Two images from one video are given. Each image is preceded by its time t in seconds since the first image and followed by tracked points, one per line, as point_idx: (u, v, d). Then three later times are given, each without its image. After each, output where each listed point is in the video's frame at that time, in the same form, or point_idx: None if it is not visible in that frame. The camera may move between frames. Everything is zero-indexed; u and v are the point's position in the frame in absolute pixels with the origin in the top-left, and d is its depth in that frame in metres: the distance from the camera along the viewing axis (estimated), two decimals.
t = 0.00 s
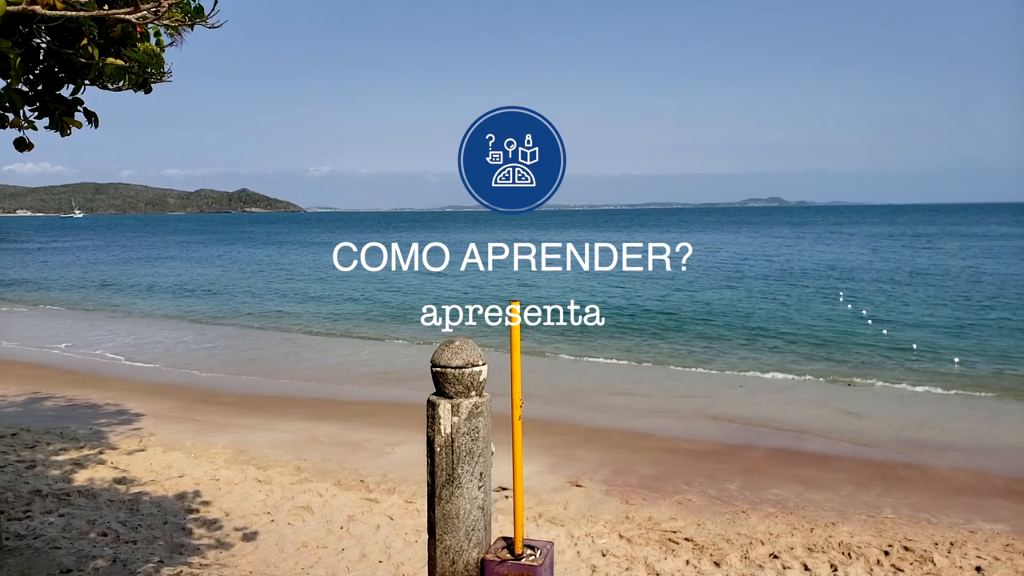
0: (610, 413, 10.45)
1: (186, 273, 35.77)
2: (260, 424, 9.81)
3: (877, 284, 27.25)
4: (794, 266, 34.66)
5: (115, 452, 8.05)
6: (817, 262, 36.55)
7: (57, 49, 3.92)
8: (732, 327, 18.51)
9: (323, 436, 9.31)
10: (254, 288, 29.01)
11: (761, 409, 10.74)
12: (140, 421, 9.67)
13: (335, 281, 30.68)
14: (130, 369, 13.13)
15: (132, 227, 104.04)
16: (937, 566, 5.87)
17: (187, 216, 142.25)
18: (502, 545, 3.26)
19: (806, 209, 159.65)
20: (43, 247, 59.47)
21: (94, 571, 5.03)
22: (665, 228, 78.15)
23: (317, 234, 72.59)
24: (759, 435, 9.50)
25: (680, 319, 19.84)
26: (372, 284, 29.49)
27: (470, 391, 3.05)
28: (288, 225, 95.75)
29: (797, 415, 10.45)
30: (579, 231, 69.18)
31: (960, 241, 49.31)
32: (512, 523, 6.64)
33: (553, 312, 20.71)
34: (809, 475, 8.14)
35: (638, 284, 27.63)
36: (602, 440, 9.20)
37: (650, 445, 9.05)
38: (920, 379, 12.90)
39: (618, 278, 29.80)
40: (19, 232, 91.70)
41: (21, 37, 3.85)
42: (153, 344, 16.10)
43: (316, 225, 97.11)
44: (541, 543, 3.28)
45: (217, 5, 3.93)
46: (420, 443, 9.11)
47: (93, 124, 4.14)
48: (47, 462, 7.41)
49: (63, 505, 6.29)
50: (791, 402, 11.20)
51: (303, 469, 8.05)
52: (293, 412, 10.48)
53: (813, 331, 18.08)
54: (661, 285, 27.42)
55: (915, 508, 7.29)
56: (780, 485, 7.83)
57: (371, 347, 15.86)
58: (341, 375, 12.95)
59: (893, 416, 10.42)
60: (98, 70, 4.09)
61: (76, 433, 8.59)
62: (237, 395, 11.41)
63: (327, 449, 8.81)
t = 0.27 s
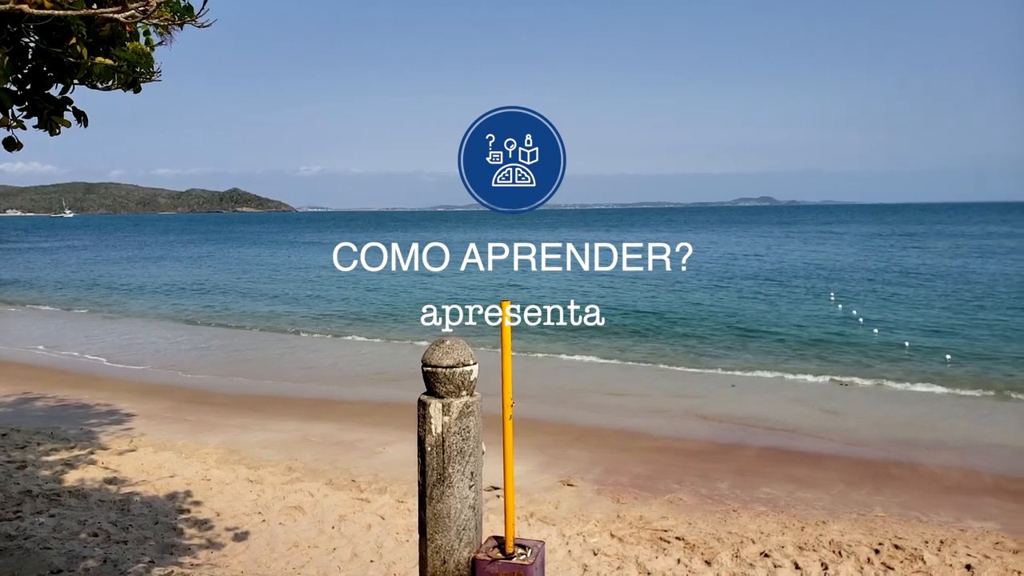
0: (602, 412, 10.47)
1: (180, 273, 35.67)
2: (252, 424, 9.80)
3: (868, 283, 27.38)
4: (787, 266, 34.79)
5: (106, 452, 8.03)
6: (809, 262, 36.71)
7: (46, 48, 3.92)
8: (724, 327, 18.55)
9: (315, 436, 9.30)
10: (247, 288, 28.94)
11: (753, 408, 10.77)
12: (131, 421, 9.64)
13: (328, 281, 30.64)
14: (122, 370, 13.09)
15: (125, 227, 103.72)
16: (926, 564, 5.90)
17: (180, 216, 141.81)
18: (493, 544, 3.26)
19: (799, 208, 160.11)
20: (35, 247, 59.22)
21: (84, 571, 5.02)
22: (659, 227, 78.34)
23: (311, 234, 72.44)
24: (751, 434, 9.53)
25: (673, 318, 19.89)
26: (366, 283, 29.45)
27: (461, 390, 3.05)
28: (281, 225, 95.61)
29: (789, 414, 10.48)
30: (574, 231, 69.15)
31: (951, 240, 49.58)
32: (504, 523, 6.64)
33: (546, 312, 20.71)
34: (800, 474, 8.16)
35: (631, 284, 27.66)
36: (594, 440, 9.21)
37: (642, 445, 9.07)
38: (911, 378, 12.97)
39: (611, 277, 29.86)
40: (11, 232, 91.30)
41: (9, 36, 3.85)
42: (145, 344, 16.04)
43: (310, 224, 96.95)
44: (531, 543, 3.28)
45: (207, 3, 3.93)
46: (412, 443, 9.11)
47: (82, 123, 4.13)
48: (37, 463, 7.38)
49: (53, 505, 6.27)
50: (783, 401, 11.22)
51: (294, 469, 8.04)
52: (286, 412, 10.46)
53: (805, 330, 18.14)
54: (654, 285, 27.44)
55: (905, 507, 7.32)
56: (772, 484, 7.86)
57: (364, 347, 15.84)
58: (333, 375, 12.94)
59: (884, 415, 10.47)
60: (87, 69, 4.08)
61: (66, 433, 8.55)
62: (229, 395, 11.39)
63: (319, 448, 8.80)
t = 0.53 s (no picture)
0: (593, 412, 10.49)
1: (170, 271, 35.49)
2: (242, 424, 9.75)
3: (856, 285, 27.59)
4: (777, 267, 34.98)
5: (95, 452, 7.97)
6: (799, 263, 36.93)
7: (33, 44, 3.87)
8: (715, 327, 18.59)
9: (306, 436, 9.26)
10: (236, 287, 28.80)
11: (742, 408, 10.80)
12: (120, 420, 9.58)
13: (319, 280, 30.56)
14: (111, 369, 13.01)
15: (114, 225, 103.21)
16: (914, 563, 5.92)
17: (170, 215, 141.04)
18: (484, 545, 3.26)
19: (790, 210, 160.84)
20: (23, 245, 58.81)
21: (71, 573, 4.98)
22: (650, 228, 78.59)
23: (302, 233, 72.23)
24: (740, 434, 9.56)
25: (664, 319, 19.97)
26: (356, 283, 29.35)
27: (452, 391, 3.04)
28: (272, 224, 95.29)
29: (779, 414, 10.52)
30: (566, 231, 69.20)
31: (938, 242, 50.02)
32: (495, 523, 6.65)
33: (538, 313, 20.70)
34: (789, 474, 8.20)
35: (623, 285, 27.69)
36: (585, 439, 9.22)
37: (633, 444, 9.09)
38: (899, 379, 13.07)
39: (603, 278, 29.94)
40: None
41: None
42: (134, 343, 15.96)
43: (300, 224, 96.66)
44: (523, 544, 3.28)
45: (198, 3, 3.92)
46: (403, 443, 9.09)
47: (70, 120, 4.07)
48: (23, 463, 7.32)
49: (40, 506, 6.22)
50: (772, 401, 11.26)
51: (285, 468, 8.01)
52: (276, 411, 10.43)
53: (794, 331, 18.19)
54: (645, 286, 27.49)
55: (893, 506, 7.36)
56: (761, 484, 7.89)
57: (355, 347, 15.80)
58: (324, 374, 12.90)
59: (873, 415, 10.54)
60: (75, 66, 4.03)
61: (54, 433, 8.49)
62: (219, 394, 11.34)
63: (309, 448, 8.77)
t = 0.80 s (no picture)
0: (585, 411, 10.51)
1: (162, 271, 35.37)
2: (233, 424, 9.73)
3: (846, 284, 27.74)
4: (767, 266, 35.15)
5: (85, 453, 7.95)
6: (789, 262, 37.11)
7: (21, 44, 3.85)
8: (706, 327, 18.62)
9: (297, 437, 9.25)
10: (228, 287, 28.72)
11: (734, 407, 10.83)
12: (110, 421, 9.55)
13: (311, 281, 30.50)
14: (101, 370, 12.96)
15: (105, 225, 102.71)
16: (904, 561, 5.96)
17: (162, 215, 140.50)
18: (475, 545, 3.26)
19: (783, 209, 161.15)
20: (14, 245, 58.49)
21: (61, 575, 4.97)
22: (641, 227, 78.81)
23: (294, 232, 72.06)
24: (731, 432, 9.60)
25: (656, 318, 20.01)
26: (349, 283, 29.29)
27: (443, 391, 3.05)
28: (264, 224, 94.97)
29: (770, 413, 10.56)
30: (559, 231, 69.20)
31: (927, 241, 50.37)
32: (486, 522, 6.65)
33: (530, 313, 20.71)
34: (780, 473, 8.23)
35: (615, 284, 27.73)
36: (577, 439, 9.24)
37: (624, 443, 9.11)
38: (889, 377, 13.13)
39: (595, 278, 30.00)
40: None
41: None
42: (125, 344, 15.90)
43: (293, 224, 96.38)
44: (514, 543, 3.28)
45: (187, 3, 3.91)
46: (394, 443, 9.09)
47: (59, 121, 4.05)
48: (13, 464, 7.29)
49: (29, 507, 6.19)
50: (763, 400, 11.30)
51: (276, 469, 8.00)
52: (267, 412, 10.41)
53: (785, 330, 18.25)
54: (637, 285, 27.53)
55: (883, 504, 7.40)
56: (752, 482, 7.92)
57: (347, 347, 15.78)
58: (316, 374, 12.88)
59: (863, 414, 10.59)
60: (63, 66, 4.02)
61: (44, 434, 8.45)
62: (210, 394, 11.31)
63: (300, 449, 8.76)
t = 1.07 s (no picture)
0: (576, 411, 10.53)
1: (149, 271, 35.13)
2: (222, 425, 9.68)
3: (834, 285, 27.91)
4: (755, 267, 35.32)
5: (71, 454, 7.88)
6: (776, 263, 37.32)
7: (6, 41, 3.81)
8: (696, 327, 18.67)
9: (286, 437, 9.21)
10: (217, 287, 28.55)
11: (723, 408, 10.86)
12: (97, 422, 9.48)
13: (301, 280, 30.37)
14: (88, 370, 12.85)
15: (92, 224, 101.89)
16: (891, 560, 6.00)
17: (149, 214, 139.52)
18: (465, 545, 3.26)
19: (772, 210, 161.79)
20: None
21: None
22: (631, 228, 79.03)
23: (283, 232, 71.75)
24: (721, 433, 9.63)
25: (645, 318, 20.04)
26: (338, 283, 29.18)
27: (433, 391, 3.04)
28: (253, 224, 94.47)
29: (758, 413, 10.60)
30: (549, 231, 69.18)
31: (913, 242, 50.80)
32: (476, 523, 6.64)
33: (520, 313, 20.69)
34: (769, 473, 8.26)
35: (605, 285, 27.76)
36: (567, 439, 9.25)
37: (614, 443, 9.13)
38: (877, 377, 13.20)
39: (584, 278, 30.06)
40: None
41: None
42: (112, 344, 15.79)
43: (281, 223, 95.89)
44: (504, 543, 3.28)
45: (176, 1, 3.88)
46: (384, 444, 9.07)
47: (46, 119, 4.01)
48: None
49: (15, 509, 6.13)
50: (752, 400, 11.35)
51: (265, 470, 7.96)
52: (257, 412, 10.37)
53: (774, 331, 18.32)
54: (626, 286, 27.56)
55: (871, 504, 7.45)
56: (741, 482, 7.96)
57: (337, 348, 15.72)
58: (305, 375, 12.82)
59: (851, 414, 10.66)
60: (49, 64, 3.97)
61: (30, 435, 8.38)
62: (198, 395, 11.24)
63: (289, 449, 8.72)
